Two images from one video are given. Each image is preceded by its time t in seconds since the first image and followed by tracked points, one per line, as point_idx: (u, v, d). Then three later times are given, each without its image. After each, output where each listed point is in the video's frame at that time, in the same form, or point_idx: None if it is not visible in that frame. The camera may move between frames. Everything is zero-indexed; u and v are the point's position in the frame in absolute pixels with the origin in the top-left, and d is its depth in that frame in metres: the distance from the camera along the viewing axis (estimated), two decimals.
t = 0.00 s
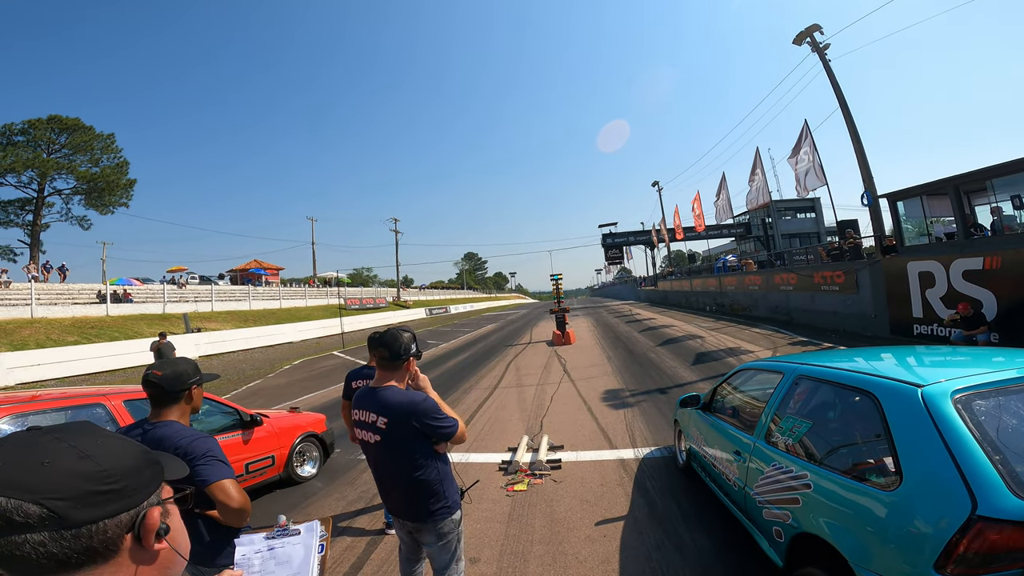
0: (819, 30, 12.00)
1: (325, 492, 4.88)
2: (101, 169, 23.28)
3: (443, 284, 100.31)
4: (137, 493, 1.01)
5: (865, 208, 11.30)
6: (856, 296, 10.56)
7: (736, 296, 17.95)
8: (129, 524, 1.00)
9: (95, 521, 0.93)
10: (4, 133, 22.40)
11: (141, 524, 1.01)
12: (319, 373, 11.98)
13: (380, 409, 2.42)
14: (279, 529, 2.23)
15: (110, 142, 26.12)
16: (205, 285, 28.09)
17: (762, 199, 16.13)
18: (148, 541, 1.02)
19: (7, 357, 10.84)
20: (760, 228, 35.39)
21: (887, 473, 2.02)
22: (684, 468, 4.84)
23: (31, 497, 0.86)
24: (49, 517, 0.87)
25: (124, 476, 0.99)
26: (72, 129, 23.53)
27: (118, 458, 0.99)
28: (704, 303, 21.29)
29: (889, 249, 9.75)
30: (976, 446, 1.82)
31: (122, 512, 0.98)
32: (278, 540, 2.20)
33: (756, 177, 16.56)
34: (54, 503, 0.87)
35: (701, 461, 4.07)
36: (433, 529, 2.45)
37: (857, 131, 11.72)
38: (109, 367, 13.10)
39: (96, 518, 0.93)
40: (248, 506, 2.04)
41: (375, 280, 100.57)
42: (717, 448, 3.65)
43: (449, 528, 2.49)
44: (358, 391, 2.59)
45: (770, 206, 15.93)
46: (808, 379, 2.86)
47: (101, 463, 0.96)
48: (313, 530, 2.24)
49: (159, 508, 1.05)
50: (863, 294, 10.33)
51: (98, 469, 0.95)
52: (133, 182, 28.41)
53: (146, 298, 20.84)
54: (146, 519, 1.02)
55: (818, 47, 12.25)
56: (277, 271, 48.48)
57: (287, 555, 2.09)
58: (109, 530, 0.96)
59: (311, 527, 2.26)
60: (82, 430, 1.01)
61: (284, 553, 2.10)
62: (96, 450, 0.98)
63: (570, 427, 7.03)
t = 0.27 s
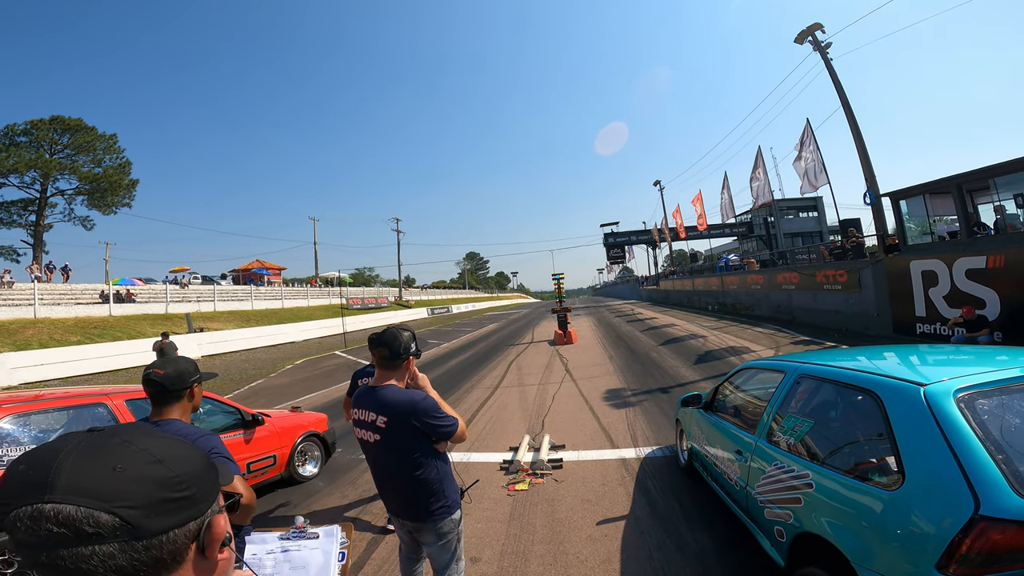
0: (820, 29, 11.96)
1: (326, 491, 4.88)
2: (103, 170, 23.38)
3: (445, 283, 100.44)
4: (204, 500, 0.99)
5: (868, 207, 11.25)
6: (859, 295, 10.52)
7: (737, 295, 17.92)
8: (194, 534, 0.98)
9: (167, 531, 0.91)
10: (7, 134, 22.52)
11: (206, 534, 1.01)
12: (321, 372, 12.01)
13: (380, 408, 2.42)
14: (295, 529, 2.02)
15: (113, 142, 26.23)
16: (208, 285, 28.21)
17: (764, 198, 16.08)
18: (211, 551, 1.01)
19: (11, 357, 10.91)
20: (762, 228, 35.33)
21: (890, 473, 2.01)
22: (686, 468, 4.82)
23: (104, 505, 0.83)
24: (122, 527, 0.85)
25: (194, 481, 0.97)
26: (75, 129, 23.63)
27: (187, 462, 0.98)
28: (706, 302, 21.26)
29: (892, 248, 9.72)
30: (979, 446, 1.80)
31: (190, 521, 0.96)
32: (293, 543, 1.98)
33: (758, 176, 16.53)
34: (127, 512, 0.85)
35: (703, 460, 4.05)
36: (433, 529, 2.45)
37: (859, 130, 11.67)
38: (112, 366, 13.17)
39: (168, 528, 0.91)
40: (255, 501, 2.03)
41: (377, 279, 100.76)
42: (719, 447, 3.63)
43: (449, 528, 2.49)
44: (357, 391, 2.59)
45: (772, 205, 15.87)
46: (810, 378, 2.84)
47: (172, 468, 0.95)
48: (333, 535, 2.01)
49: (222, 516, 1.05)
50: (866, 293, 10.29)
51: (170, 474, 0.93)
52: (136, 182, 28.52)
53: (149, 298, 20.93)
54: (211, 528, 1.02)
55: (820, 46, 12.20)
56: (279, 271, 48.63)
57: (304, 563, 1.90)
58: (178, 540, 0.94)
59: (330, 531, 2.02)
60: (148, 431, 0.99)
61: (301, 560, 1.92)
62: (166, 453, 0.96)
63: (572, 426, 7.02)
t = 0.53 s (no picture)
0: (822, 27, 11.92)
1: (328, 491, 4.89)
2: (105, 170, 23.44)
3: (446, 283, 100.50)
4: (232, 508, 1.01)
5: (869, 206, 11.22)
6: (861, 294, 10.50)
7: (739, 295, 17.88)
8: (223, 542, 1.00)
9: (198, 541, 0.93)
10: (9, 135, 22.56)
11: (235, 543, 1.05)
12: (323, 372, 12.04)
13: (380, 408, 2.43)
14: (300, 529, 2.02)
15: (114, 143, 26.28)
16: (209, 285, 28.28)
17: (765, 197, 16.04)
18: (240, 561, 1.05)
19: (14, 357, 10.95)
20: (763, 227, 35.25)
21: (890, 473, 2.02)
22: (686, 468, 4.82)
23: (137, 517, 0.85)
24: (155, 538, 0.86)
25: (223, 489, 0.99)
26: (77, 130, 23.69)
27: (215, 469, 0.98)
28: (707, 301, 21.24)
29: (894, 247, 9.71)
30: (980, 447, 1.80)
31: (219, 529, 0.98)
32: (299, 543, 1.98)
33: (759, 175, 16.49)
34: (158, 523, 0.87)
35: (704, 460, 4.05)
36: (433, 529, 2.46)
37: (861, 128, 11.63)
38: (114, 366, 13.22)
39: (199, 537, 0.93)
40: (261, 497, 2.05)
41: (379, 279, 100.83)
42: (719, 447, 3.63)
43: (449, 528, 2.50)
44: (358, 391, 2.59)
45: (773, 204, 15.84)
46: (811, 378, 2.84)
47: (202, 475, 0.95)
48: (340, 536, 2.02)
49: (252, 525, 1.10)
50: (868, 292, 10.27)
51: (201, 483, 0.94)
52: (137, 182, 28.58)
53: (151, 298, 21.00)
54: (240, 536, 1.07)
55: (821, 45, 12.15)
56: (281, 271, 48.72)
57: (311, 563, 1.91)
58: (208, 549, 0.96)
59: (337, 531, 2.03)
60: (177, 437, 1.00)
61: (308, 560, 1.92)
62: (196, 460, 0.96)
63: (573, 426, 7.02)
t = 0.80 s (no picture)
0: (823, 27, 11.90)
1: (330, 490, 4.90)
2: (106, 170, 23.47)
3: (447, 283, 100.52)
4: (214, 515, 1.01)
5: (871, 205, 11.21)
6: (862, 293, 10.48)
7: (740, 294, 17.86)
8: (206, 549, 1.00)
9: (179, 549, 0.92)
10: (11, 135, 22.59)
11: (221, 549, 1.05)
12: (324, 372, 12.06)
13: (381, 408, 2.44)
14: (297, 528, 2.00)
15: (115, 143, 26.31)
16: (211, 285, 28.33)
17: (766, 197, 16.03)
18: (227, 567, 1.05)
19: (17, 357, 10.98)
20: (765, 226, 35.23)
21: (892, 473, 2.01)
22: (688, 467, 4.81)
23: (115, 525, 0.84)
24: (134, 547, 0.85)
25: (204, 495, 0.99)
26: (78, 130, 23.72)
27: (195, 475, 0.99)
28: (709, 301, 21.23)
29: (895, 246, 9.69)
30: (982, 447, 1.79)
31: (202, 537, 0.98)
32: (295, 542, 1.97)
33: (760, 174, 16.48)
34: (136, 531, 0.86)
35: (705, 459, 4.05)
36: (435, 529, 2.46)
37: (862, 128, 11.61)
38: (116, 366, 13.25)
39: (179, 545, 0.93)
40: (266, 496, 2.06)
41: (379, 279, 100.89)
42: (721, 447, 3.63)
43: (451, 528, 2.50)
44: (359, 391, 2.60)
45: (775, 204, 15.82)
46: (813, 378, 2.84)
47: (181, 481, 0.95)
48: (336, 536, 2.01)
49: (236, 531, 1.10)
50: (869, 291, 10.25)
51: (180, 489, 0.94)
52: (138, 183, 28.61)
53: (153, 298, 21.05)
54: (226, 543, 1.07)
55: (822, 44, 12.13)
56: (281, 271, 48.75)
57: (308, 563, 1.91)
58: (191, 557, 0.96)
59: (333, 530, 2.02)
60: (156, 444, 1.00)
61: (305, 560, 1.92)
62: (175, 466, 0.97)
63: (574, 425, 7.02)
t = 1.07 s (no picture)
0: (823, 26, 11.89)
1: (330, 491, 4.90)
2: (107, 171, 23.50)
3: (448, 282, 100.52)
4: (187, 518, 1.01)
5: (872, 204, 11.19)
6: (863, 293, 10.46)
7: (741, 293, 17.83)
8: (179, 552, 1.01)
9: (151, 553, 0.92)
10: (11, 136, 22.60)
11: (199, 551, 1.06)
12: (326, 372, 12.05)
13: (381, 409, 2.43)
14: (292, 527, 1.96)
15: (116, 143, 26.34)
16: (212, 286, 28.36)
17: (768, 196, 16.00)
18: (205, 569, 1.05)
19: (18, 358, 10.99)
20: (765, 225, 35.23)
21: (894, 473, 2.01)
22: (689, 467, 4.81)
23: (80, 530, 0.83)
24: (101, 551, 0.85)
25: (176, 498, 0.99)
26: (79, 130, 23.73)
27: (167, 478, 0.98)
28: (709, 300, 21.22)
29: (896, 245, 9.68)
30: (984, 446, 1.79)
31: (174, 539, 0.98)
32: (291, 542, 1.95)
33: (761, 174, 16.46)
34: (106, 535, 0.86)
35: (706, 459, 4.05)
36: (436, 529, 2.46)
37: (863, 127, 11.60)
38: (117, 367, 13.26)
39: (151, 549, 0.92)
40: (266, 498, 2.06)
41: (380, 279, 100.92)
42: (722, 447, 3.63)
43: (452, 528, 2.50)
44: (360, 391, 2.59)
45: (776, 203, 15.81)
46: (814, 377, 2.83)
47: (151, 484, 0.95)
48: (332, 536, 1.93)
49: (214, 534, 1.09)
50: (870, 290, 10.24)
51: (150, 492, 0.94)
52: (139, 183, 28.65)
53: (154, 299, 21.08)
54: (203, 544, 1.07)
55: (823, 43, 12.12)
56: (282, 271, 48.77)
57: (303, 564, 1.91)
58: (165, 561, 0.96)
59: (328, 530, 1.95)
60: (126, 447, 1.00)
61: (300, 560, 1.92)
62: (145, 470, 0.97)
63: (575, 425, 7.01)
